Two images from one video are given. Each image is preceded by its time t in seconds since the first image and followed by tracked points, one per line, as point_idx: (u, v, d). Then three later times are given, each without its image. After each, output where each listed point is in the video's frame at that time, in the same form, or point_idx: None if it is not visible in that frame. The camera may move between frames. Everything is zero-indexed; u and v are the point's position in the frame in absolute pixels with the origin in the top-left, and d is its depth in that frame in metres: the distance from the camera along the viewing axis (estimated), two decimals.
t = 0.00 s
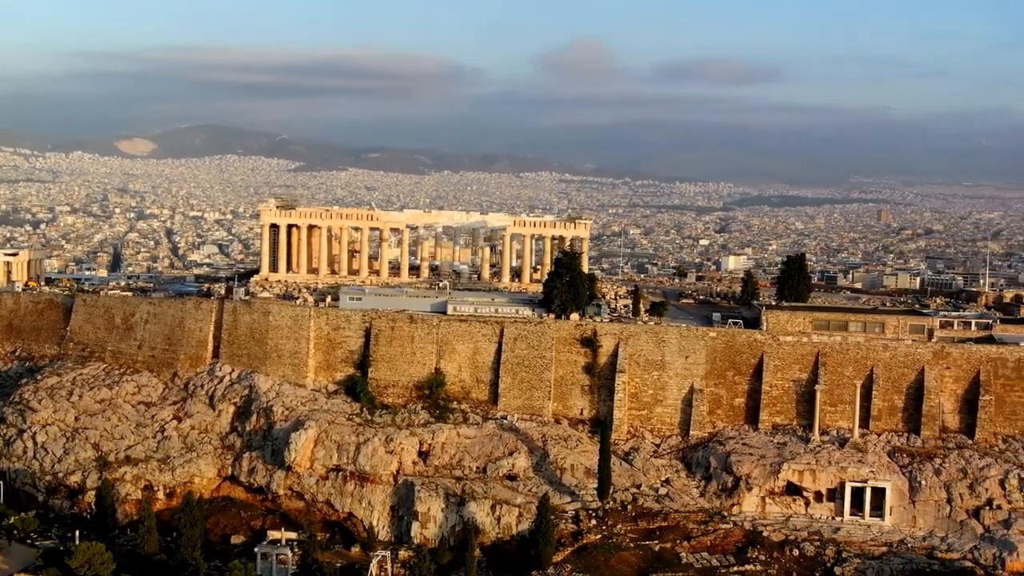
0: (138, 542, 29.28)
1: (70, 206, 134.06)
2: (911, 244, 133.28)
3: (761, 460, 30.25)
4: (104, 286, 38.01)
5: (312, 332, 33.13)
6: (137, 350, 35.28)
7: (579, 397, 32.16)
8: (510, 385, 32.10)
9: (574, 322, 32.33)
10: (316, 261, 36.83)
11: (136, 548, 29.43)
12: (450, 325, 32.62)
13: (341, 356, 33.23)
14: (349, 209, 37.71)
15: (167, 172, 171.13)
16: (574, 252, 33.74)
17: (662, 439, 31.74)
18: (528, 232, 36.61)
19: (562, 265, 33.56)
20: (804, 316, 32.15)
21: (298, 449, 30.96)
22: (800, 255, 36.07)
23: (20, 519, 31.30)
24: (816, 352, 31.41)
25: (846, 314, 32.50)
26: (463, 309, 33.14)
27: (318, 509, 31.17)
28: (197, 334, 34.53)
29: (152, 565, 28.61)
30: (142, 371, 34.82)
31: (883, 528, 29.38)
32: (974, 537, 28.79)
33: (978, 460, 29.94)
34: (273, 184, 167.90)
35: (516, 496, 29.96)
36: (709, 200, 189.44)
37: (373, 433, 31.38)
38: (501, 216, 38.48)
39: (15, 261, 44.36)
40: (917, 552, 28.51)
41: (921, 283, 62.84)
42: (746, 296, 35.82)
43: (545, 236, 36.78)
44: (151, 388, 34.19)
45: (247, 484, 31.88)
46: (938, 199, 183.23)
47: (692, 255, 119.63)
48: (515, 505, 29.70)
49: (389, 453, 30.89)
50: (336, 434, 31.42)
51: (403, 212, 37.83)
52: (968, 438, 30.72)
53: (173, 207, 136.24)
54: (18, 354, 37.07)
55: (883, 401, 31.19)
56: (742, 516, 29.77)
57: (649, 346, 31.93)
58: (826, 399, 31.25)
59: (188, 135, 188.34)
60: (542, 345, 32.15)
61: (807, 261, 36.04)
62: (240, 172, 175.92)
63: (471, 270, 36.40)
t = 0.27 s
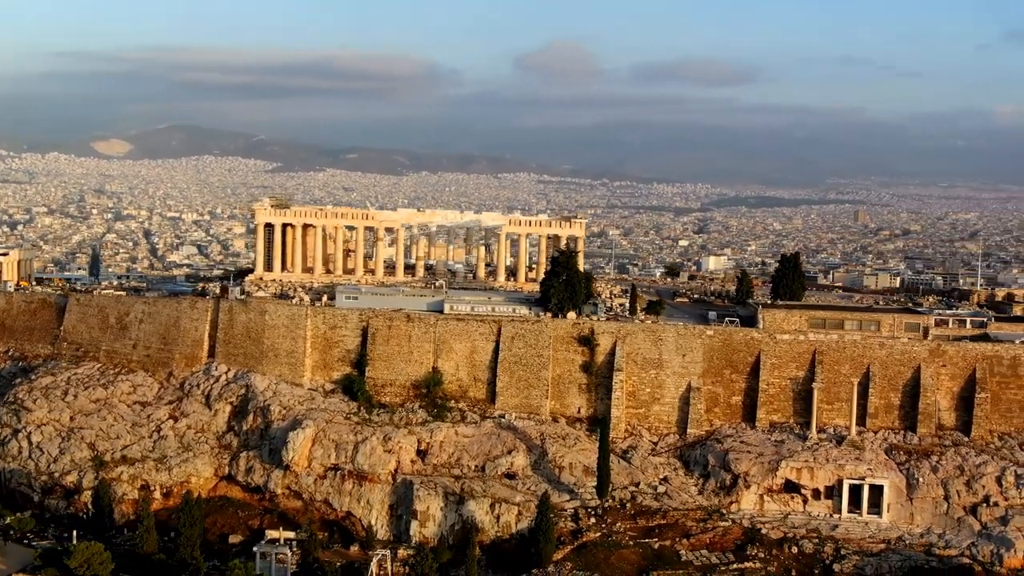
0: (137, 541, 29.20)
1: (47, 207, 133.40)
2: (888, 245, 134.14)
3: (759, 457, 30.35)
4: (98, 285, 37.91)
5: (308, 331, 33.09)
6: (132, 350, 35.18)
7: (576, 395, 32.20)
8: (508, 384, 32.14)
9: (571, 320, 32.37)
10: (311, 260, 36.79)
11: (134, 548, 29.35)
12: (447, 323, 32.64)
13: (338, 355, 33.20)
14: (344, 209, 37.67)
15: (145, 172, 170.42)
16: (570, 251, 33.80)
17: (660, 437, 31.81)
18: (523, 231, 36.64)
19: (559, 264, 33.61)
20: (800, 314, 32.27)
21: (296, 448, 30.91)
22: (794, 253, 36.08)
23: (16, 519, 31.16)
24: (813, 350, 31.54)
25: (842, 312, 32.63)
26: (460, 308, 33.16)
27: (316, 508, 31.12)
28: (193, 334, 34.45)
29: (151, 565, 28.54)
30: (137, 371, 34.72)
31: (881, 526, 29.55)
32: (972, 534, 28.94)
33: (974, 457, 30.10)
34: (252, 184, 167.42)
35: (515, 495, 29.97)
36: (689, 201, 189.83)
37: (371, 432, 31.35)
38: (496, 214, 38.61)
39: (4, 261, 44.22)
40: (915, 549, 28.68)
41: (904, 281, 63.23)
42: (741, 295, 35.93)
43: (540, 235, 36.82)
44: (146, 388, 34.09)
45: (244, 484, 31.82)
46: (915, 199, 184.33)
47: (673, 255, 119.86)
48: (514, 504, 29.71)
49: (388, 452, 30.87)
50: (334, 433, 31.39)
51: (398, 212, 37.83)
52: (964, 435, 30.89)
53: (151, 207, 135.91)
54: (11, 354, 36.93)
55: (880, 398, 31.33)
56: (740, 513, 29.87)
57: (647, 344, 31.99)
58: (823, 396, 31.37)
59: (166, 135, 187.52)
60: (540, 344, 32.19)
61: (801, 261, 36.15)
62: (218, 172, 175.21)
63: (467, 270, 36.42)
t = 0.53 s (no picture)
0: (136, 540, 29.10)
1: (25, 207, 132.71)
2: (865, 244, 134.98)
3: (756, 455, 30.46)
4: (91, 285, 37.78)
5: (305, 330, 33.08)
6: (127, 349, 35.07)
7: (573, 394, 32.25)
8: (505, 383, 32.17)
9: (568, 319, 32.44)
10: (306, 259, 36.76)
11: (132, 548, 29.25)
12: (444, 322, 32.65)
13: (335, 354, 33.16)
14: (338, 208, 37.66)
15: (124, 172, 169.76)
16: (567, 250, 33.86)
17: (657, 435, 31.87)
18: (519, 231, 36.70)
19: (555, 263, 33.67)
20: (796, 313, 32.40)
21: (294, 447, 30.89)
22: (788, 252, 36.23)
23: (12, 519, 31.03)
24: (809, 348, 31.67)
25: (838, 310, 32.78)
26: (457, 307, 33.19)
27: (314, 507, 30.97)
28: (188, 333, 34.37)
29: (150, 565, 28.48)
30: (132, 371, 34.61)
31: (878, 523, 29.67)
32: (969, 530, 29.07)
33: (970, 454, 30.26)
34: (231, 184, 166.98)
35: (513, 493, 29.99)
36: (669, 201, 190.22)
37: (369, 431, 31.34)
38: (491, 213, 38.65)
39: None
40: (912, 545, 28.79)
41: (887, 281, 63.58)
42: (736, 294, 36.07)
43: (535, 235, 36.88)
44: (141, 388, 33.99)
45: (241, 483, 31.75)
46: (891, 200, 185.42)
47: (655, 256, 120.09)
48: (513, 502, 29.75)
49: (386, 451, 30.87)
50: (332, 433, 31.36)
51: (392, 211, 37.83)
52: (960, 433, 31.05)
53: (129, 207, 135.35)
54: (3, 354, 36.78)
55: (876, 396, 31.49)
56: (738, 511, 29.95)
57: (644, 342, 32.06)
58: (820, 394, 31.50)
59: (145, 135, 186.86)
60: (537, 342, 32.25)
61: (794, 260, 36.46)
62: (197, 172, 174.66)
63: (462, 269, 36.46)
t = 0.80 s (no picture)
0: (134, 540, 29.04)
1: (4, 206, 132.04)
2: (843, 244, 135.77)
3: (754, 453, 30.57)
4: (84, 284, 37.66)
5: (302, 329, 33.04)
6: (121, 349, 34.96)
7: (571, 392, 32.30)
8: (502, 381, 32.19)
9: (565, 317, 32.50)
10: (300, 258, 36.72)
11: (131, 548, 29.18)
12: (441, 321, 32.65)
13: (331, 353, 33.13)
14: (332, 207, 37.64)
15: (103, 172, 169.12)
16: (563, 248, 33.91)
17: (654, 433, 31.93)
18: (514, 229, 36.74)
19: (551, 261, 33.72)
20: (792, 311, 32.52)
21: (292, 445, 30.85)
22: (783, 251, 36.45)
23: (8, 518, 30.94)
24: (806, 346, 31.79)
25: (834, 308, 32.92)
26: (454, 306, 33.20)
27: (311, 506, 30.99)
28: (183, 332, 34.29)
29: (149, 564, 28.49)
30: (127, 370, 34.51)
31: (876, 519, 29.78)
32: (966, 527, 29.24)
33: (967, 452, 30.44)
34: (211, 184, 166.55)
35: (512, 491, 30.04)
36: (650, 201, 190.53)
37: (367, 429, 31.32)
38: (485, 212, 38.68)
39: None
40: (910, 542, 28.97)
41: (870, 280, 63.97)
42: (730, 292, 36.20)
43: (530, 234, 36.94)
44: (137, 387, 33.90)
45: (238, 482, 31.70)
46: (871, 200, 186.16)
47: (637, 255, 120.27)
48: (512, 500, 29.71)
49: (384, 449, 30.86)
50: (330, 432, 31.33)
51: (386, 210, 37.82)
52: (956, 430, 31.21)
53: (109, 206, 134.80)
54: None
55: (872, 394, 31.63)
56: (736, 508, 30.06)
57: (641, 341, 32.13)
58: (816, 392, 31.63)
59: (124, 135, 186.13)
60: (534, 341, 32.29)
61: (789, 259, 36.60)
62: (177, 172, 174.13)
63: (457, 268, 36.49)
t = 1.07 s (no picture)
0: (133, 539, 28.98)
1: None
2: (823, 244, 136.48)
3: (752, 450, 30.66)
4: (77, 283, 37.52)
5: (298, 328, 32.97)
6: (116, 348, 34.86)
7: (568, 390, 32.38)
8: (500, 379, 32.23)
9: (563, 316, 32.54)
10: (295, 257, 36.67)
11: (129, 547, 29.11)
12: (438, 319, 32.66)
13: (328, 352, 33.11)
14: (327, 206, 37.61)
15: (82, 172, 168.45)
16: (559, 247, 33.95)
17: (652, 431, 32.00)
18: (509, 228, 36.78)
19: (548, 260, 33.77)
20: (788, 309, 32.64)
21: (290, 444, 30.79)
22: (777, 250, 36.74)
23: (4, 518, 30.84)
24: (802, 344, 31.91)
25: (829, 306, 33.06)
26: (451, 304, 33.20)
27: (309, 505, 30.99)
28: (179, 331, 34.20)
29: (149, 564, 28.50)
30: (122, 369, 34.42)
31: (873, 516, 29.93)
32: (963, 523, 29.42)
33: (963, 449, 30.62)
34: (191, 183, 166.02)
35: (511, 490, 30.06)
36: (631, 201, 190.80)
37: (365, 428, 31.30)
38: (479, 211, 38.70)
39: None
40: (907, 539, 29.10)
41: (854, 278, 64.48)
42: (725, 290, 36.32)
43: (526, 233, 36.98)
44: (132, 386, 33.80)
45: (235, 482, 31.65)
46: (851, 200, 186.83)
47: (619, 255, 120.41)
48: (511, 499, 29.71)
49: (382, 448, 30.85)
50: (327, 430, 31.28)
51: (380, 209, 37.80)
52: (952, 427, 31.41)
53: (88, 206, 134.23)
54: None
55: (868, 391, 31.76)
56: (734, 506, 30.16)
57: (638, 339, 32.19)
58: (813, 389, 31.76)
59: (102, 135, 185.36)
60: (531, 339, 32.32)
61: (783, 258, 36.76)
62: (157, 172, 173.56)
63: (452, 267, 36.52)
